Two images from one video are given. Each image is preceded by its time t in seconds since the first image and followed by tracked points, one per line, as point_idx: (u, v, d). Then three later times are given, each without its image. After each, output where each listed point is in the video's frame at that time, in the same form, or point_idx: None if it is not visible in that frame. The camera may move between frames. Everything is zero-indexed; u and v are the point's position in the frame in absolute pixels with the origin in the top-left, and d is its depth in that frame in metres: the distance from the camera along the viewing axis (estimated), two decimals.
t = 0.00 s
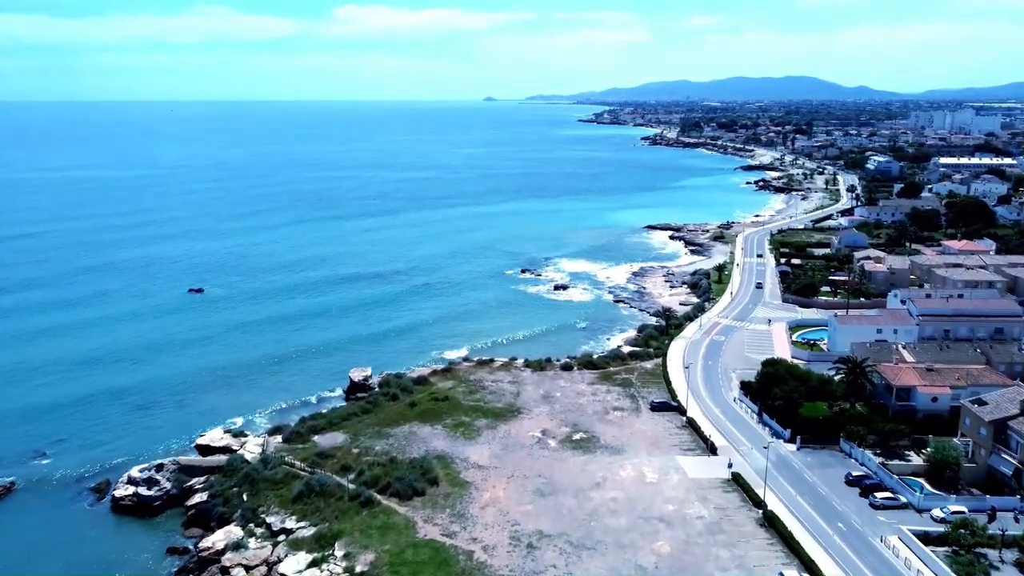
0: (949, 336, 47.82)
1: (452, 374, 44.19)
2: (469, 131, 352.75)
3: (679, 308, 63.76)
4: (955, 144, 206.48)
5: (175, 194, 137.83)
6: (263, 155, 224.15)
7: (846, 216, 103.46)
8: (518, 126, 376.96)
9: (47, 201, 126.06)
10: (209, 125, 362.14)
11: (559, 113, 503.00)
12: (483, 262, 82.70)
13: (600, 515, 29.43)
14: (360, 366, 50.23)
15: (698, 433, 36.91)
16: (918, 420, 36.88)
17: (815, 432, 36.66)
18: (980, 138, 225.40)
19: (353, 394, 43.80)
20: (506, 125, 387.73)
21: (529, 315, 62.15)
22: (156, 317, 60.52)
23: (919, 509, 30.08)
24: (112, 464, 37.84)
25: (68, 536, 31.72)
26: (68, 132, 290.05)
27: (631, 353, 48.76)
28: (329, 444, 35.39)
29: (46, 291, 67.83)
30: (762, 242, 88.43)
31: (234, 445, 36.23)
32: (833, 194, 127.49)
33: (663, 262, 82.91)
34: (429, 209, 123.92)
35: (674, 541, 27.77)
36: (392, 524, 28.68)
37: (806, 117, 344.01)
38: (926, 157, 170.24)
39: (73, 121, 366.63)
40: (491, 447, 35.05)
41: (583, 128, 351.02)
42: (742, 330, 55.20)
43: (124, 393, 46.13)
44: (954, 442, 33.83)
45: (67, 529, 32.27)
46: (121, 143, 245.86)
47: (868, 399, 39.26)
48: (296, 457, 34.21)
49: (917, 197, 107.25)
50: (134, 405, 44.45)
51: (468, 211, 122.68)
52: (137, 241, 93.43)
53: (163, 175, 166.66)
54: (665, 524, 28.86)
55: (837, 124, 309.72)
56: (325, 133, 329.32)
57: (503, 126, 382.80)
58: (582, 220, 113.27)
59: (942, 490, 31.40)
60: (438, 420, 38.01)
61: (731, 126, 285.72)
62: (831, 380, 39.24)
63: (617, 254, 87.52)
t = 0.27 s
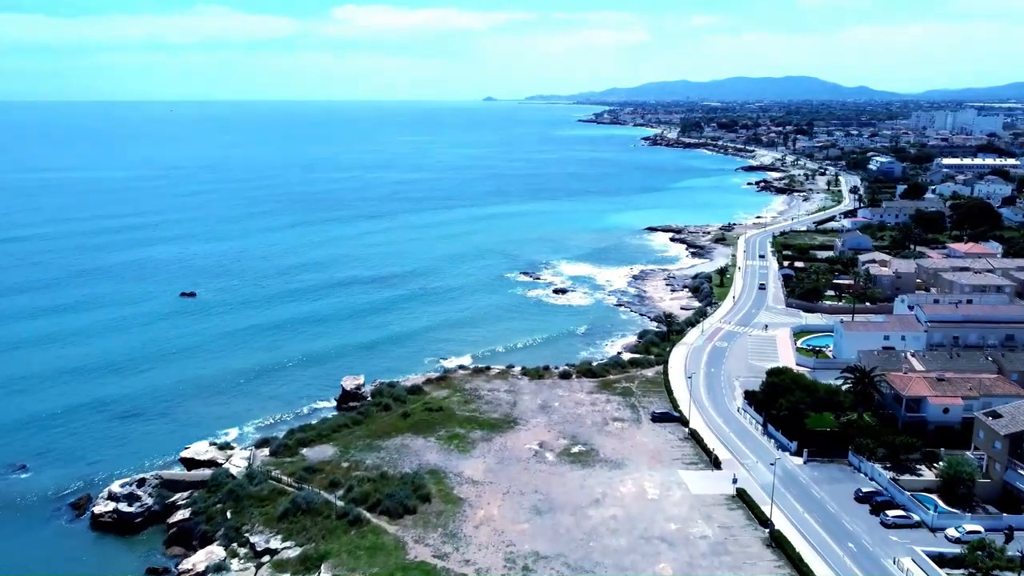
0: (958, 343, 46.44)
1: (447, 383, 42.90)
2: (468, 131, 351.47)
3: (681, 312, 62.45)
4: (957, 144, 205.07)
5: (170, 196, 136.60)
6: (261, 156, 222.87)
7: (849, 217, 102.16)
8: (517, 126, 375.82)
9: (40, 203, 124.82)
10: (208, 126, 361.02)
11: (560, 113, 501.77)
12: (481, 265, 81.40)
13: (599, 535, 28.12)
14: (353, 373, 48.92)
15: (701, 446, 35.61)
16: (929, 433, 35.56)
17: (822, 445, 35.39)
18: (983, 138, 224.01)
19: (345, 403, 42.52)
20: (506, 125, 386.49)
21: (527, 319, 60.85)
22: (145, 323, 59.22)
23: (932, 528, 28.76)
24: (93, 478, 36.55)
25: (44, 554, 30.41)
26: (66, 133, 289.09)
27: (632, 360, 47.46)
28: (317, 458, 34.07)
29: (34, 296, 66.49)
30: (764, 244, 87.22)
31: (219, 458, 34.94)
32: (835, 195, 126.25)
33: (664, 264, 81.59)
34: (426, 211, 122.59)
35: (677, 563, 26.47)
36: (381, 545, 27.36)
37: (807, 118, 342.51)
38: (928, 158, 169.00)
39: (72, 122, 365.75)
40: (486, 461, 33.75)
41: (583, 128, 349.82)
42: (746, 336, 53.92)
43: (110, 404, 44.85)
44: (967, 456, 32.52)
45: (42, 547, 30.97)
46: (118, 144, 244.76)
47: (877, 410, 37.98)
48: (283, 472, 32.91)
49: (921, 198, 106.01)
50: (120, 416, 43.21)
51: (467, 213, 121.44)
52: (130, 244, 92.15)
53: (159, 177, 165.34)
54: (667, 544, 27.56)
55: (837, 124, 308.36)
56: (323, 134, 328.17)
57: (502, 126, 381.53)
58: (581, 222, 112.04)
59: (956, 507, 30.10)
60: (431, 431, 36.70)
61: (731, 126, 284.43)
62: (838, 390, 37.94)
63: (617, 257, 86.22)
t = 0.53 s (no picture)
0: (968, 351, 45.17)
1: (441, 393, 41.50)
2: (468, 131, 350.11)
3: (682, 318, 61.03)
4: (960, 145, 203.41)
5: (165, 197, 135.16)
6: (258, 156, 221.45)
7: (852, 219, 100.84)
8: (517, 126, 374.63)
9: (33, 205, 123.32)
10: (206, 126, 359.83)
11: (560, 113, 500.82)
12: (478, 269, 79.95)
13: (597, 558, 26.70)
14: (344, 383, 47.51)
15: (704, 460, 34.20)
16: (941, 447, 34.17)
17: (830, 460, 34.00)
18: (984, 138, 222.54)
19: (336, 414, 41.15)
20: (505, 125, 385.08)
21: (525, 325, 59.41)
22: (133, 329, 57.78)
23: (948, 551, 27.32)
24: (71, 496, 35.13)
25: None
26: (64, 133, 287.84)
27: (632, 368, 46.04)
28: (303, 473, 32.64)
29: (21, 302, 65.02)
30: (766, 246, 85.82)
31: (202, 474, 33.52)
32: (837, 197, 124.89)
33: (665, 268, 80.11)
34: (424, 213, 121.18)
35: None
36: (368, 569, 25.91)
37: (807, 118, 340.93)
38: (930, 158, 167.68)
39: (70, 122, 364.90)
40: (480, 477, 32.32)
41: (583, 128, 348.46)
42: (749, 342, 52.51)
43: (93, 416, 43.45)
44: (983, 472, 31.09)
45: (14, 568, 29.55)
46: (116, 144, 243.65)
47: (886, 423, 36.59)
48: (268, 489, 31.49)
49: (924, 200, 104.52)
50: (102, 429, 41.81)
51: (464, 215, 119.98)
52: (122, 247, 90.71)
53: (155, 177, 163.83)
54: (669, 569, 26.14)
55: (838, 125, 306.89)
56: (322, 134, 326.88)
57: (502, 127, 379.90)
58: (581, 224, 110.66)
59: (972, 527, 28.67)
60: (423, 445, 35.27)
61: (731, 127, 283.14)
62: (846, 402, 36.54)
63: (616, 260, 84.74)
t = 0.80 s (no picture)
0: (978, 359, 43.92)
1: (434, 403, 40.20)
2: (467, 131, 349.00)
3: (683, 323, 59.75)
4: (962, 145, 202.09)
5: (161, 198, 133.96)
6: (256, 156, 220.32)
7: (854, 220, 99.53)
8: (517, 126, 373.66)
9: (27, 206, 122.10)
10: (205, 126, 359.01)
11: (560, 113, 499.85)
12: (475, 273, 78.69)
13: None
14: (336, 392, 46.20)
15: (706, 475, 32.92)
16: (953, 460, 32.86)
17: (837, 475, 32.70)
18: (986, 139, 221.24)
19: (326, 424, 39.90)
20: (505, 126, 384.11)
21: (522, 331, 58.13)
22: (122, 336, 56.51)
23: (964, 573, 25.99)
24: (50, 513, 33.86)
25: None
26: (64, 133, 287.20)
27: (632, 376, 44.74)
28: (289, 489, 31.31)
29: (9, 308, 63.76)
30: (768, 249, 84.56)
31: (184, 490, 32.24)
32: (839, 198, 123.64)
33: (665, 270, 78.84)
34: (421, 215, 119.92)
35: None
36: None
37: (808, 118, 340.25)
38: (933, 159, 166.36)
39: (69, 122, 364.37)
40: (473, 493, 31.01)
41: (583, 128, 347.37)
42: (751, 348, 51.19)
43: (77, 428, 42.21)
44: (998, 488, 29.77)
45: None
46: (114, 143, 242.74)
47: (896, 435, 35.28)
48: (252, 506, 30.18)
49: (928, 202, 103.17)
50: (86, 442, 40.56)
51: (463, 216, 118.71)
52: (115, 249, 89.45)
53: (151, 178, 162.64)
54: None
55: (839, 125, 305.50)
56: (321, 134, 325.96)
57: (501, 127, 378.90)
58: (580, 226, 109.41)
59: (988, 547, 27.36)
60: (415, 458, 33.95)
61: (731, 127, 281.95)
62: (854, 414, 35.24)
63: (616, 263, 83.45)
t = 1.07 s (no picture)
0: (988, 368, 42.53)
1: (427, 414, 38.79)
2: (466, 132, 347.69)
3: (683, 328, 58.38)
4: (964, 145, 200.79)
5: (156, 199, 132.75)
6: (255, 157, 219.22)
7: (857, 222, 98.19)
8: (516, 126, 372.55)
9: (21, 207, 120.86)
10: (204, 126, 358.14)
11: (559, 113, 499.12)
12: (472, 277, 77.36)
13: None
14: (326, 402, 44.80)
15: (709, 491, 31.52)
16: (965, 477, 31.49)
17: (846, 491, 31.25)
18: (988, 140, 219.89)
19: (315, 437, 38.56)
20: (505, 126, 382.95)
21: (519, 338, 56.74)
22: (108, 342, 55.14)
23: None
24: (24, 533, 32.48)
25: None
26: (63, 133, 286.67)
27: (631, 386, 43.33)
28: (272, 508, 29.89)
29: None
30: (770, 251, 83.14)
31: (162, 508, 30.88)
32: (841, 199, 122.30)
33: (665, 274, 77.45)
34: (419, 217, 118.62)
35: None
36: None
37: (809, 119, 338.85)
38: (935, 159, 164.91)
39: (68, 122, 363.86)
40: (465, 512, 29.58)
41: (583, 128, 346.16)
42: (754, 355, 49.78)
43: (57, 440, 40.87)
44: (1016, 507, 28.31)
45: None
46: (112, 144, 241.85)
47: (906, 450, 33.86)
48: (233, 526, 28.75)
49: (932, 203, 101.81)
50: (67, 457, 39.25)
51: (461, 218, 117.44)
52: (107, 251, 88.21)
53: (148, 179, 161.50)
54: None
55: (840, 125, 304.09)
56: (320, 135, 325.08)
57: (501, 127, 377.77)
58: (579, 228, 108.09)
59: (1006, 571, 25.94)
60: (405, 474, 32.52)
61: (732, 127, 280.54)
62: (862, 427, 33.85)
63: (616, 266, 82.07)
